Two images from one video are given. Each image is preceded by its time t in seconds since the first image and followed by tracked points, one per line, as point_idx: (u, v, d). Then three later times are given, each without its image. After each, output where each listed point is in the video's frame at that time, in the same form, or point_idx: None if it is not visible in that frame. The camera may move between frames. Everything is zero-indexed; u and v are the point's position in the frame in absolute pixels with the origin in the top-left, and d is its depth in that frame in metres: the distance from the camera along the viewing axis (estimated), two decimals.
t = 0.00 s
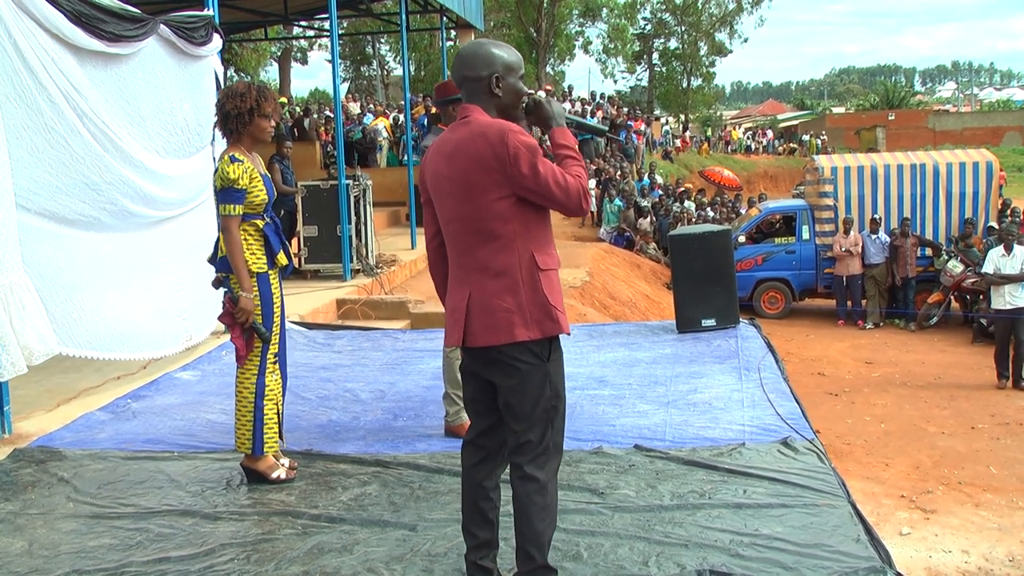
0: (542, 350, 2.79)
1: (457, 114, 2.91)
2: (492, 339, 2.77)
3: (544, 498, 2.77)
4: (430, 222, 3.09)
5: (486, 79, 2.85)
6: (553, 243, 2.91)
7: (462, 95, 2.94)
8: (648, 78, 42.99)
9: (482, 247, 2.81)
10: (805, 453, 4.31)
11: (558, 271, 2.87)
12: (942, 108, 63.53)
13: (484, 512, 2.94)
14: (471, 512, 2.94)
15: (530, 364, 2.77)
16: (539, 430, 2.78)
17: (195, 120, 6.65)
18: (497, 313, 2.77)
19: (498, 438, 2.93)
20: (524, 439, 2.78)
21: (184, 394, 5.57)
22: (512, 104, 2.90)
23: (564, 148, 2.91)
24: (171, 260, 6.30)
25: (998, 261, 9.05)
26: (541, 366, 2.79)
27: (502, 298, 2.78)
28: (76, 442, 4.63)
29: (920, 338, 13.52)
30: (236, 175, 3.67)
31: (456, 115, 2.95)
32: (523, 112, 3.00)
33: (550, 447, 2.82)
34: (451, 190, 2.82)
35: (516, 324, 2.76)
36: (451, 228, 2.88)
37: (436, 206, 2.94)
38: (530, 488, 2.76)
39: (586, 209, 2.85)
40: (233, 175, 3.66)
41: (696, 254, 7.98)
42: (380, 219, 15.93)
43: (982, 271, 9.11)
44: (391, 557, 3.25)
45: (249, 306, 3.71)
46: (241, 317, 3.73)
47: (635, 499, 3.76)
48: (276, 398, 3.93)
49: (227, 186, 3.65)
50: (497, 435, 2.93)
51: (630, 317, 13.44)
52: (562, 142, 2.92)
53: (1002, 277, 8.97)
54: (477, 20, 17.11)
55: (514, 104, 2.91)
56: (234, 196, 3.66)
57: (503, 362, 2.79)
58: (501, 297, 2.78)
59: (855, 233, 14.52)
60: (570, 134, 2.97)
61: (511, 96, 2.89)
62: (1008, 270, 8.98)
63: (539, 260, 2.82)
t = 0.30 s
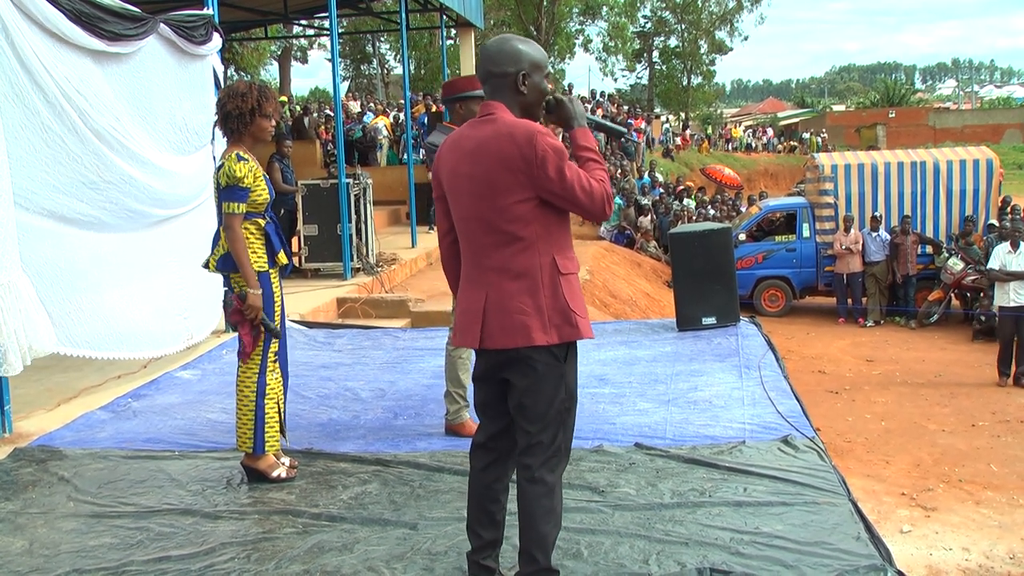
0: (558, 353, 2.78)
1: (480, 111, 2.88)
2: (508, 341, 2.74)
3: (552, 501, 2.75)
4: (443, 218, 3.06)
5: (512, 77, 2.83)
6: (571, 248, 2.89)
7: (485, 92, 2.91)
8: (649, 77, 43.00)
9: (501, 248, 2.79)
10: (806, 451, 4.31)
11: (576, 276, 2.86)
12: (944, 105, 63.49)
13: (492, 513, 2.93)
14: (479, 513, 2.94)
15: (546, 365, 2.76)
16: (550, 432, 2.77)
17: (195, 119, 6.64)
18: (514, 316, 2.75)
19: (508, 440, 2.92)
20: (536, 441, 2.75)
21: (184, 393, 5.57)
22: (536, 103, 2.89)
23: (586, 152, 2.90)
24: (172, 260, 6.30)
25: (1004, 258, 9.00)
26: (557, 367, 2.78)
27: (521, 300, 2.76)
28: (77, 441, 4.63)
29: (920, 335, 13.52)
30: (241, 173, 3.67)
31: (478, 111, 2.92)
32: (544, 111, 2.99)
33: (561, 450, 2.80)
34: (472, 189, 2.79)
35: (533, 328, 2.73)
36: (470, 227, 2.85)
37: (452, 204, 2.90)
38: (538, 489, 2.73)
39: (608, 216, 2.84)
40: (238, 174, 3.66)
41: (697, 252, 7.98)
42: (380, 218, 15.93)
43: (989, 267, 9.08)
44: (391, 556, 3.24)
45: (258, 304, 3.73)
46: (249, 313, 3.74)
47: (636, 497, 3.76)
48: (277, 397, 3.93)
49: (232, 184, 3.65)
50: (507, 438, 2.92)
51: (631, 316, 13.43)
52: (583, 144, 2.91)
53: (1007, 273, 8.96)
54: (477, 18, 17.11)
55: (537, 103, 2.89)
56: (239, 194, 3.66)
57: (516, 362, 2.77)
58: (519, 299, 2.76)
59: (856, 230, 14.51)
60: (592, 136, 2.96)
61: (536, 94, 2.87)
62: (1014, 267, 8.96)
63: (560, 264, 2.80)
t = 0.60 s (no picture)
0: (567, 357, 2.77)
1: (504, 106, 2.83)
2: (520, 343, 2.72)
3: (555, 505, 2.75)
4: (453, 212, 3.01)
5: (543, 75, 2.80)
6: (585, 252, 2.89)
7: (511, 87, 2.86)
8: (648, 76, 42.99)
9: (519, 248, 2.77)
10: (805, 450, 4.31)
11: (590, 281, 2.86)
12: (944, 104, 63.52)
13: (499, 513, 2.93)
14: (484, 514, 2.94)
15: (554, 368, 2.75)
16: (555, 436, 2.76)
17: (194, 119, 6.65)
18: (527, 317, 2.73)
19: (514, 442, 2.92)
20: (541, 444, 2.75)
21: (184, 393, 5.57)
22: (563, 104, 2.87)
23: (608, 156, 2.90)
24: (172, 260, 6.30)
25: (1005, 257, 9.06)
26: (565, 371, 2.77)
27: (535, 302, 2.74)
28: (76, 441, 4.63)
29: (920, 335, 13.52)
30: (238, 173, 3.67)
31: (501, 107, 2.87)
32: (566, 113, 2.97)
33: (565, 454, 2.79)
34: (493, 185, 2.76)
35: (546, 331, 2.72)
36: (487, 224, 2.81)
37: (468, 199, 2.86)
38: (541, 493, 2.73)
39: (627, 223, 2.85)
40: (235, 174, 3.67)
41: (697, 251, 7.98)
42: (380, 218, 15.93)
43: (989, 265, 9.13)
44: (391, 556, 3.24)
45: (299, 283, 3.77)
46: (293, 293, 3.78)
47: (636, 496, 3.76)
48: (277, 397, 3.93)
49: (230, 184, 3.66)
50: (514, 441, 2.92)
51: (631, 315, 13.43)
52: (605, 149, 2.91)
53: (1008, 273, 8.98)
54: (477, 17, 17.10)
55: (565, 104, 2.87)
56: (238, 194, 3.67)
57: (525, 365, 2.76)
58: (533, 301, 2.74)
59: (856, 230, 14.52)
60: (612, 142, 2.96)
61: (564, 95, 2.85)
62: (1015, 267, 8.97)
63: (577, 268, 2.79)
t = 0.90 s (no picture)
0: (568, 360, 2.77)
1: (526, 105, 2.81)
2: (523, 345, 2.71)
3: (552, 509, 2.75)
4: (455, 206, 2.94)
5: (569, 79, 2.81)
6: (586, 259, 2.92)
7: (531, 86, 2.84)
8: (646, 78, 43.03)
9: (530, 249, 2.75)
10: (802, 452, 4.32)
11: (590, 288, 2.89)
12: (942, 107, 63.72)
13: (496, 514, 2.93)
14: (481, 515, 2.93)
15: (554, 372, 2.74)
16: (553, 442, 2.76)
17: (192, 121, 6.65)
18: (533, 319, 2.72)
19: (511, 444, 2.92)
20: (539, 448, 2.74)
21: (181, 395, 5.57)
22: (577, 109, 2.89)
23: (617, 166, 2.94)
24: (169, 262, 6.30)
25: (997, 260, 9.03)
26: (565, 374, 2.77)
27: (542, 305, 2.74)
28: (73, 442, 4.62)
29: (917, 337, 13.54)
30: (221, 179, 3.68)
31: (521, 106, 2.85)
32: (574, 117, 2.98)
33: (562, 458, 2.79)
34: (510, 184, 2.73)
35: (550, 335, 2.71)
36: (498, 223, 2.78)
37: (478, 195, 2.82)
38: (538, 498, 2.73)
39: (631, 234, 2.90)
40: (218, 179, 3.67)
41: (694, 253, 7.99)
42: (377, 219, 15.93)
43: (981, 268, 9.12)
44: (388, 557, 3.25)
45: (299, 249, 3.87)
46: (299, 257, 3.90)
47: (633, 498, 3.76)
48: (280, 398, 3.92)
49: (214, 190, 3.68)
50: (511, 443, 2.91)
51: (628, 317, 13.44)
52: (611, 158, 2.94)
53: (998, 275, 9.01)
54: (475, 19, 17.12)
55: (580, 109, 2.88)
56: (223, 199, 3.69)
57: (525, 368, 2.75)
58: (539, 303, 2.74)
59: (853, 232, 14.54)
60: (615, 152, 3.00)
61: (581, 100, 2.88)
62: (1006, 269, 8.98)
63: (583, 275, 2.81)
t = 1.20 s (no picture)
0: (568, 360, 2.79)
1: (523, 108, 2.80)
2: (527, 346, 2.71)
3: (550, 509, 2.75)
4: (449, 208, 2.90)
5: (567, 82, 2.83)
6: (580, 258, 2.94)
7: (527, 88, 2.84)
8: (642, 80, 43.07)
9: (532, 251, 2.75)
10: (798, 453, 4.33)
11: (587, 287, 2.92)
12: (938, 108, 63.80)
13: (490, 519, 2.90)
14: (475, 521, 2.90)
15: (556, 373, 2.75)
16: (553, 442, 2.76)
17: (188, 122, 6.64)
18: (537, 321, 2.72)
19: (507, 446, 2.90)
20: (539, 449, 2.75)
21: (177, 396, 5.56)
22: (571, 111, 2.91)
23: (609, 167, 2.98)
24: (164, 264, 6.29)
25: (988, 262, 9.10)
26: (565, 374, 2.78)
27: (545, 306, 2.74)
28: (69, 444, 4.61)
29: (913, 338, 13.57)
30: (218, 183, 3.68)
31: (516, 108, 2.84)
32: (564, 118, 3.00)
33: (561, 458, 2.80)
34: (512, 187, 2.72)
35: (554, 335, 2.72)
36: (499, 225, 2.76)
37: (477, 197, 2.79)
38: (537, 498, 2.73)
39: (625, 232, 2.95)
40: (215, 184, 3.68)
41: (690, 254, 8.01)
42: (374, 221, 15.91)
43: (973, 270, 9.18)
44: (385, 558, 3.25)
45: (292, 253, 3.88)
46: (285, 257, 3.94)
47: (630, 499, 3.77)
48: (265, 401, 3.92)
49: (211, 194, 3.69)
50: (506, 447, 2.90)
51: (625, 318, 13.46)
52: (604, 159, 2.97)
53: (991, 277, 9.02)
54: (471, 21, 17.12)
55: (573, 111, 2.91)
56: (221, 203, 3.70)
57: (526, 368, 2.75)
58: (543, 304, 2.74)
59: (849, 233, 14.57)
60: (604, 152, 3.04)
61: (575, 103, 2.90)
62: (998, 271, 9.03)
63: (582, 274, 2.83)
